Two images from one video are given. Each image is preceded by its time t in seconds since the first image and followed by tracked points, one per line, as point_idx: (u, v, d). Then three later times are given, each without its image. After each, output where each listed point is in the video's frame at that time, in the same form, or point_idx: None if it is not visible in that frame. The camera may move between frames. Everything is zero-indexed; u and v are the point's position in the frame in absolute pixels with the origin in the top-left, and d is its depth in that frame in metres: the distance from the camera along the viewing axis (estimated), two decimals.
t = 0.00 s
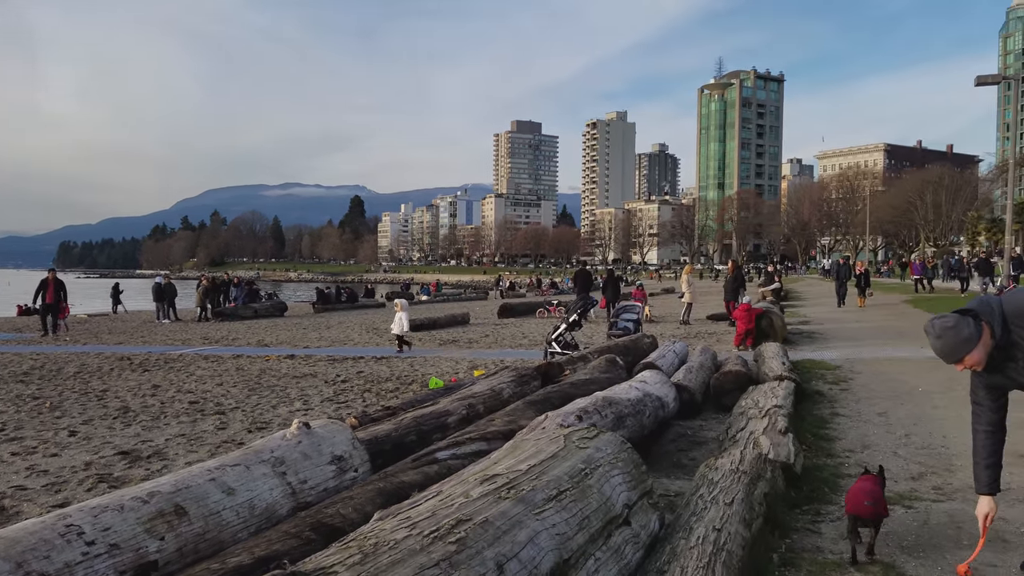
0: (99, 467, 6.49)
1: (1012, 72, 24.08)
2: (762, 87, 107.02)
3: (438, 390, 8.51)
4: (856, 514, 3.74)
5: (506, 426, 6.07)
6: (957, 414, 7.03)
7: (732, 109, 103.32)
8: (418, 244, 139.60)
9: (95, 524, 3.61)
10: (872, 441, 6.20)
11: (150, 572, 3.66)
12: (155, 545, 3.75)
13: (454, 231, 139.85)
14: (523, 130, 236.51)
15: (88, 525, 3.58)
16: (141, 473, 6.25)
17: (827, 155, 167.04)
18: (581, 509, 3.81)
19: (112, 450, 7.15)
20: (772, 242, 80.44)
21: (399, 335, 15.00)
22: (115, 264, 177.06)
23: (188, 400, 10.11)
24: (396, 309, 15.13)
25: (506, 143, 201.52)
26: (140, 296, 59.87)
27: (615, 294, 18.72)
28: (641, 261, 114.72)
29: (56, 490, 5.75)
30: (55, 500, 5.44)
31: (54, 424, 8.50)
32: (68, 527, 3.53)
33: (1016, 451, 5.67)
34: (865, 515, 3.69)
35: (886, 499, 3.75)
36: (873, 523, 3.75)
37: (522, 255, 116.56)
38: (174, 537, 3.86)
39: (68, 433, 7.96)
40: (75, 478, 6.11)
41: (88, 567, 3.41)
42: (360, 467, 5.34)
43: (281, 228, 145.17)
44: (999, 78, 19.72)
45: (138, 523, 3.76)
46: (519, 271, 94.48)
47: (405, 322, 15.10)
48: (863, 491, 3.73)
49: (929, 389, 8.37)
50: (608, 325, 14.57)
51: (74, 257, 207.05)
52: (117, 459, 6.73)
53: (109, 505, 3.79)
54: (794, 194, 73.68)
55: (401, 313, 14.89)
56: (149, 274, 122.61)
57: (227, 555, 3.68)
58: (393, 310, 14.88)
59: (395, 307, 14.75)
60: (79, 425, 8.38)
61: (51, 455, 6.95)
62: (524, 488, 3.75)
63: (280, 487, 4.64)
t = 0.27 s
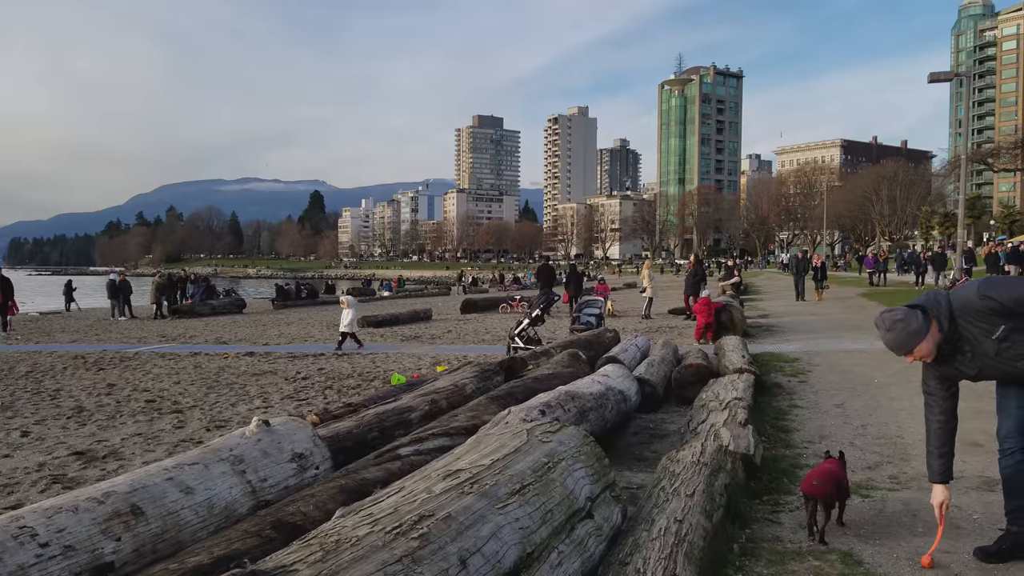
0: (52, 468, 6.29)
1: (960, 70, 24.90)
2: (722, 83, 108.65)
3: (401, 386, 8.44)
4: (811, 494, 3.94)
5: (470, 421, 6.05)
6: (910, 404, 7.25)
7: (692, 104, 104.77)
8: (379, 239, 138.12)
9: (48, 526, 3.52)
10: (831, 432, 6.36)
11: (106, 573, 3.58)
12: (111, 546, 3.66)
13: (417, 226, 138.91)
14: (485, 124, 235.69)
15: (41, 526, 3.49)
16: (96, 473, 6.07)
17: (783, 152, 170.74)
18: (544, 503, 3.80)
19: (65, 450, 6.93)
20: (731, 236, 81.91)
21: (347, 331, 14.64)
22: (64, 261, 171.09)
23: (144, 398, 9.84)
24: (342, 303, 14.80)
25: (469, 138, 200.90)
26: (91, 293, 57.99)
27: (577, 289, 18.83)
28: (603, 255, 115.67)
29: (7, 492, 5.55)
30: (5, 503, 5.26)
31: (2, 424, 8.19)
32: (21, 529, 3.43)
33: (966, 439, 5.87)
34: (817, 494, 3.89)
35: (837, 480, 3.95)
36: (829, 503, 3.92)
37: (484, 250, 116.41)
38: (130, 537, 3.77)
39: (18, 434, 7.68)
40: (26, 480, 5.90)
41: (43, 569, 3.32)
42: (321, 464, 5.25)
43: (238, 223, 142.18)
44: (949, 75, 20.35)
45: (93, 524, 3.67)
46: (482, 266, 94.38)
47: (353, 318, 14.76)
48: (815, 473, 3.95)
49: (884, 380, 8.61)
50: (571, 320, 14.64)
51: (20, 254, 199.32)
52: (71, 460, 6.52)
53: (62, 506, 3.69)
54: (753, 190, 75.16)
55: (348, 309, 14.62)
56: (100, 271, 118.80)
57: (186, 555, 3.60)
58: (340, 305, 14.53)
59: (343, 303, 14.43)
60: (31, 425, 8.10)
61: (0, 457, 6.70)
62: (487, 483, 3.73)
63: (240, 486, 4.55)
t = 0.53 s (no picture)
0: (23, 466, 6.16)
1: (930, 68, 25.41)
2: (698, 78, 109.48)
3: (378, 382, 8.38)
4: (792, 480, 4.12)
5: (447, 416, 6.02)
6: (883, 397, 7.39)
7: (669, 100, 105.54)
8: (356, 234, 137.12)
9: (19, 524, 3.44)
10: (805, 425, 6.45)
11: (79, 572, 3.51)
12: (84, 544, 3.60)
13: (394, 221, 138.14)
14: (462, 118, 234.91)
15: (11, 524, 3.42)
16: (70, 471, 5.96)
17: (759, 148, 172.75)
18: (522, 497, 3.79)
19: (37, 448, 6.79)
20: (708, 231, 82.73)
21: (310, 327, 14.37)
22: (33, 257, 167.32)
23: (118, 395, 9.66)
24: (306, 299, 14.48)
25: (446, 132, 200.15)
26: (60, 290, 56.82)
27: (555, 284, 18.86)
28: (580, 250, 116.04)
29: None
30: None
31: None
32: None
33: (938, 431, 5.98)
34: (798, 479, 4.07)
35: (819, 466, 4.13)
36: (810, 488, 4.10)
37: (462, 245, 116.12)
38: (104, 535, 3.71)
39: None
40: None
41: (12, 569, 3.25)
42: (297, 460, 5.19)
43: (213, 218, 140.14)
44: (921, 71, 20.72)
45: (66, 522, 3.60)
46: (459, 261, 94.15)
47: (317, 315, 14.50)
48: (798, 458, 4.13)
49: (857, 374, 8.76)
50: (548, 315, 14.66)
51: None
52: (43, 458, 6.40)
53: (33, 504, 3.61)
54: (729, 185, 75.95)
55: (313, 306, 14.37)
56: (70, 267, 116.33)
57: (161, 553, 3.55)
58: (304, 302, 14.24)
59: (306, 300, 14.14)
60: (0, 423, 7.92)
61: None
62: (464, 477, 3.71)
63: (216, 482, 4.49)
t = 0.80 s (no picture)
0: None
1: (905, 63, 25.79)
2: (677, 72, 110.04)
3: (356, 376, 8.32)
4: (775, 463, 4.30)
5: (426, 410, 6.01)
6: (858, 389, 7.50)
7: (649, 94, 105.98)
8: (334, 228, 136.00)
9: None
10: (782, 417, 6.53)
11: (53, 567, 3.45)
12: (60, 540, 3.53)
13: (374, 215, 137.24)
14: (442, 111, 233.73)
15: None
16: (44, 467, 5.86)
17: (737, 142, 174.29)
18: (500, 490, 3.79)
19: (9, 444, 6.65)
20: (687, 225, 83.32)
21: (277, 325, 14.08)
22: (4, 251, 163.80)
23: (92, 390, 9.48)
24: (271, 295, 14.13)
25: (425, 124, 198.83)
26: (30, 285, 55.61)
27: (535, 278, 18.87)
28: (560, 244, 116.28)
29: None
30: None
31: None
32: None
33: (912, 422, 6.09)
34: (781, 462, 4.24)
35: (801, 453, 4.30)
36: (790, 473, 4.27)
37: (442, 239, 115.68)
38: (79, 531, 3.65)
39: None
40: None
41: None
42: (275, 455, 5.14)
43: (189, 211, 138.12)
44: (897, 66, 21.02)
45: (41, 518, 3.53)
46: (439, 255, 93.84)
47: (285, 312, 14.17)
48: (780, 442, 4.31)
49: (834, 366, 8.89)
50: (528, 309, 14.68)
51: None
52: (15, 454, 6.27)
53: (4, 499, 3.52)
54: (708, 179, 76.53)
55: (279, 303, 14.04)
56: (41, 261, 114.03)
57: (136, 548, 3.52)
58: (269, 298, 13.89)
59: (271, 296, 13.82)
60: None
61: None
62: (443, 470, 3.70)
63: (193, 477, 4.44)
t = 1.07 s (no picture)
0: None
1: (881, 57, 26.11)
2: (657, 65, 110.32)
3: (335, 369, 8.26)
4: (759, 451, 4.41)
5: (406, 403, 5.97)
6: (837, 379, 7.59)
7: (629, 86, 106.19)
8: (314, 220, 134.82)
9: None
10: (761, 408, 6.59)
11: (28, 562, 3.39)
12: (34, 534, 3.47)
13: (354, 207, 136.26)
14: (422, 103, 232.33)
15: None
16: (18, 461, 5.76)
17: (717, 135, 175.47)
18: (480, 482, 3.77)
19: None
20: (668, 218, 83.82)
21: (247, 318, 13.96)
22: None
23: (68, 384, 9.32)
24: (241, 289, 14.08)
25: (405, 115, 197.49)
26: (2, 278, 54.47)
27: (516, 270, 18.85)
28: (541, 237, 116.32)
29: None
30: None
31: None
32: None
33: (889, 413, 6.18)
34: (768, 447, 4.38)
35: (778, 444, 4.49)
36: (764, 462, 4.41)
37: (422, 231, 115.18)
38: (54, 525, 3.59)
39: None
40: None
41: None
42: (254, 448, 5.08)
43: (165, 203, 136.07)
44: (875, 60, 21.26)
45: (14, 513, 3.47)
46: (421, 248, 93.51)
47: (255, 305, 14.06)
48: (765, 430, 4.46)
49: (812, 357, 9.00)
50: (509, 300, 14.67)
51: None
52: None
53: None
54: (688, 173, 76.97)
55: (250, 296, 13.94)
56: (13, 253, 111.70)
57: (113, 543, 3.46)
58: (239, 291, 13.80)
59: (241, 289, 13.74)
60: None
61: None
62: (423, 463, 3.68)
63: (170, 471, 4.37)
